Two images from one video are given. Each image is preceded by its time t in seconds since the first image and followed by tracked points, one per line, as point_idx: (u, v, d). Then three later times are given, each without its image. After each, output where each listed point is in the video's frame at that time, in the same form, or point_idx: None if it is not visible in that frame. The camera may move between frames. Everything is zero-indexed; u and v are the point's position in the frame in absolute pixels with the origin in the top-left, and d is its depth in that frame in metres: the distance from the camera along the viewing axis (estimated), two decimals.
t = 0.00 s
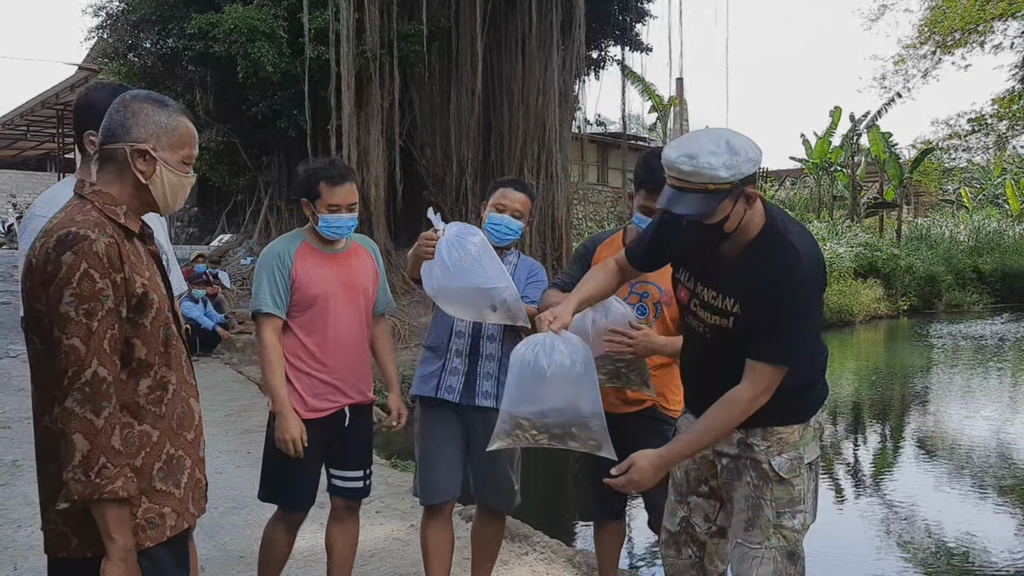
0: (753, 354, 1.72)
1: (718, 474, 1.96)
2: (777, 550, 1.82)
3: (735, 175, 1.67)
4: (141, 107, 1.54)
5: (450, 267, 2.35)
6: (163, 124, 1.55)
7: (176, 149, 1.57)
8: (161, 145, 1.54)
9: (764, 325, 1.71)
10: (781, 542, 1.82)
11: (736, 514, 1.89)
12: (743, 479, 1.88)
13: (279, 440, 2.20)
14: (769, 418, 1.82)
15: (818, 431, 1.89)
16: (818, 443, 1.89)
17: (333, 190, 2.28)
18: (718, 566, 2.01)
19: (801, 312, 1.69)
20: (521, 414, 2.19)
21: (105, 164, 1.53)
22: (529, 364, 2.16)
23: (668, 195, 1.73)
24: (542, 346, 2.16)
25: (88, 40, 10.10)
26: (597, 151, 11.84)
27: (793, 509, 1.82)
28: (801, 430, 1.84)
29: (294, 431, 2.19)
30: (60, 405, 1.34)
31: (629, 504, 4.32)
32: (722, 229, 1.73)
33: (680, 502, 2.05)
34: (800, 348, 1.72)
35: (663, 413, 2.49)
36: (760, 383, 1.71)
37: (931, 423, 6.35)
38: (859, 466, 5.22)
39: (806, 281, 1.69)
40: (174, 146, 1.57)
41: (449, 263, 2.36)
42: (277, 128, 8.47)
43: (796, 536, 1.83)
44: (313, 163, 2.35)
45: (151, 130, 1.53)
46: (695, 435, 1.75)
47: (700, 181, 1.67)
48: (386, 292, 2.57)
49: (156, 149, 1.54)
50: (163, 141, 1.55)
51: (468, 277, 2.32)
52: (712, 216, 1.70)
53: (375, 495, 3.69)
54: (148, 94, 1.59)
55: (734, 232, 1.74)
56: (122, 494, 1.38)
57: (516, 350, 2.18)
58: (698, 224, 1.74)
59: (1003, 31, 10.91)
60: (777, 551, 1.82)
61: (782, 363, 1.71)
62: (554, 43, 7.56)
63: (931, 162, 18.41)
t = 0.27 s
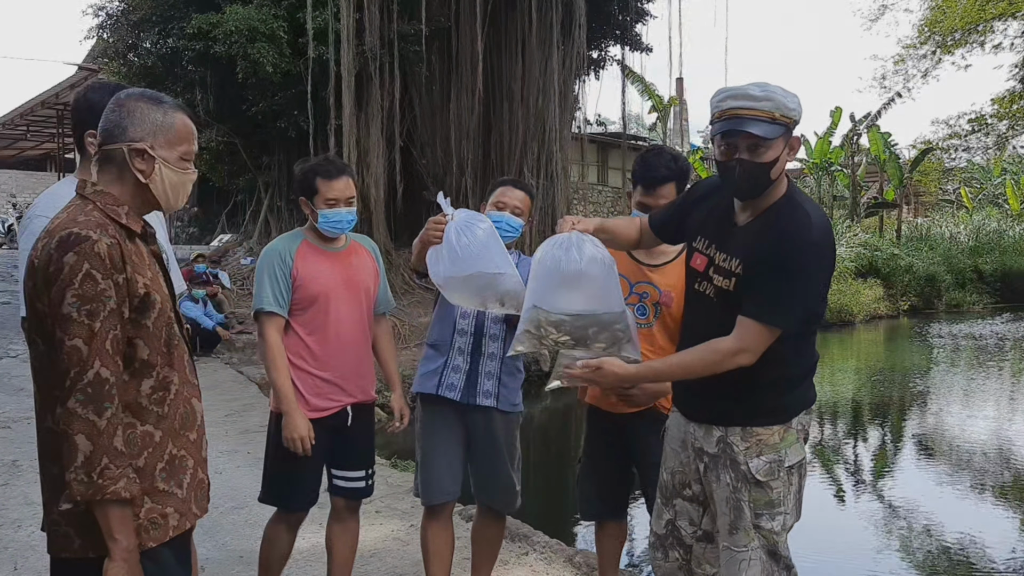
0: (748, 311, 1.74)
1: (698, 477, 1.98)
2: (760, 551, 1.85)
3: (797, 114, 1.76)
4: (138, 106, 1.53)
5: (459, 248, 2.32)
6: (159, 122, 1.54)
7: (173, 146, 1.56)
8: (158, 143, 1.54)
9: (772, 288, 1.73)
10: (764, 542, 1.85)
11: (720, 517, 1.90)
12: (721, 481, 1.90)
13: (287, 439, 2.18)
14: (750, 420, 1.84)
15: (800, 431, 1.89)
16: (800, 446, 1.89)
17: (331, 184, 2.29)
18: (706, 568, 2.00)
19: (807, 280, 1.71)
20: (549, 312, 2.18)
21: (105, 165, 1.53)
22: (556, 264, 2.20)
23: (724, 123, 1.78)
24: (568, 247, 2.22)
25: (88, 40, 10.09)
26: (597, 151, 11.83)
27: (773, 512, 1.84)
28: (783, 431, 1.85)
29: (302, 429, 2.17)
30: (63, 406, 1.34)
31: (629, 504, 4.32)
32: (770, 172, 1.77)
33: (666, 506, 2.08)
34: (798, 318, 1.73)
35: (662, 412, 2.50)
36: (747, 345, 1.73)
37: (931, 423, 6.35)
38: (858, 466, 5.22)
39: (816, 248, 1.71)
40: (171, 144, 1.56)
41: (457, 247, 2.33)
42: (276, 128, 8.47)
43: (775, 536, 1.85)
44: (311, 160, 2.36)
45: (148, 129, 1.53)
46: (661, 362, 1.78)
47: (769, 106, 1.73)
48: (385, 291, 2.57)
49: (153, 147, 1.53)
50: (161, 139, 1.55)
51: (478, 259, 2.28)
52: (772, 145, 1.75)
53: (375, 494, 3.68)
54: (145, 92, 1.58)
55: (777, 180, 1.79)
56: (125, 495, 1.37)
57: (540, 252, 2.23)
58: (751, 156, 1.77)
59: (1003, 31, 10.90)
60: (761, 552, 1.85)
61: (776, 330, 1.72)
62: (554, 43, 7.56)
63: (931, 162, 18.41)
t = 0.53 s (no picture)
0: (750, 289, 1.73)
1: (693, 477, 1.97)
2: (760, 549, 1.84)
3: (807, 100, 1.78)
4: (131, 105, 1.50)
5: (462, 239, 2.27)
6: (154, 119, 1.52)
7: (169, 143, 1.54)
8: (153, 140, 1.52)
9: (779, 269, 1.72)
10: (762, 542, 1.83)
11: (720, 517, 1.90)
12: (717, 482, 1.89)
13: (276, 440, 2.16)
14: (742, 422, 1.82)
15: (792, 429, 1.87)
16: (794, 445, 1.87)
17: (324, 178, 2.29)
18: (704, 569, 2.02)
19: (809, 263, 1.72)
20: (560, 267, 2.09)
21: (102, 164, 1.51)
22: (567, 218, 2.14)
23: (737, 105, 1.79)
24: (578, 200, 2.15)
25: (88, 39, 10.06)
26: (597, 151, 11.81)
27: (769, 512, 1.83)
28: (776, 431, 1.83)
29: (291, 430, 2.16)
30: (62, 407, 1.32)
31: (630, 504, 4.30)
32: (781, 157, 1.78)
33: (661, 510, 2.06)
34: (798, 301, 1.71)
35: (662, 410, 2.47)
36: (747, 325, 1.70)
37: (933, 423, 6.33)
38: (860, 466, 5.20)
39: (820, 233, 1.73)
40: (167, 140, 1.54)
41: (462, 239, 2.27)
42: (276, 127, 8.45)
43: (772, 535, 1.83)
44: (304, 158, 2.36)
45: (142, 127, 1.50)
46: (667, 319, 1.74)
47: (781, 90, 1.75)
48: (383, 292, 2.54)
49: (148, 144, 1.51)
50: (156, 136, 1.52)
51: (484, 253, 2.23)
52: (785, 127, 1.77)
53: (375, 495, 3.66)
54: (138, 89, 1.55)
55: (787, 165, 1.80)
56: (124, 495, 1.35)
57: (549, 205, 2.18)
58: (764, 137, 1.78)
59: (1005, 30, 10.88)
60: (760, 551, 1.84)
61: (778, 312, 1.70)
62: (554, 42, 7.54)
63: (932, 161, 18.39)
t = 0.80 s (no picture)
0: (745, 285, 1.76)
1: (687, 476, 2.00)
2: (755, 547, 1.87)
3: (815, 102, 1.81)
4: (129, 105, 1.53)
5: (466, 229, 2.22)
6: (152, 118, 1.54)
7: (168, 142, 1.56)
8: (153, 140, 1.54)
9: (775, 267, 1.75)
10: (756, 540, 1.87)
11: (713, 516, 1.92)
12: (710, 481, 1.91)
13: (267, 439, 2.21)
14: (730, 419, 1.85)
15: (783, 429, 1.91)
16: (785, 444, 1.90)
17: (318, 176, 2.33)
18: (703, 566, 2.04)
19: (804, 261, 1.75)
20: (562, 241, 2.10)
21: (103, 165, 1.54)
22: (565, 195, 2.15)
23: (747, 106, 1.82)
24: (579, 176, 2.16)
25: (89, 40, 10.09)
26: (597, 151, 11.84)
27: (762, 510, 1.86)
28: (767, 431, 1.87)
29: (283, 430, 2.20)
30: (64, 405, 1.35)
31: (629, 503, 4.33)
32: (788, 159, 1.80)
33: (657, 508, 2.09)
34: (792, 299, 1.75)
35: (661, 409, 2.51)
36: (741, 321, 1.74)
37: (931, 423, 6.36)
38: (858, 466, 5.22)
39: (816, 233, 1.77)
40: (166, 139, 1.56)
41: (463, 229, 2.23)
42: (277, 128, 8.49)
43: (765, 533, 1.87)
44: (297, 158, 2.39)
45: (141, 127, 1.53)
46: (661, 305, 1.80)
47: (792, 92, 1.77)
48: (380, 293, 2.56)
49: (148, 144, 1.53)
50: (155, 135, 1.54)
51: (487, 244, 2.20)
52: (792, 129, 1.79)
53: (375, 495, 3.69)
54: (136, 89, 1.57)
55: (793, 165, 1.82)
56: (125, 494, 1.38)
57: (549, 184, 2.21)
58: (771, 138, 1.82)
59: (1003, 31, 10.91)
60: (755, 548, 1.87)
61: (772, 311, 1.73)
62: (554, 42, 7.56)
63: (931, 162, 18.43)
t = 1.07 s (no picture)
0: (739, 286, 1.76)
1: (684, 474, 2.00)
2: (751, 546, 1.87)
3: (807, 121, 1.76)
4: (127, 104, 1.53)
5: (461, 212, 2.20)
6: (151, 117, 1.54)
7: (166, 141, 1.56)
8: (151, 139, 1.54)
9: (765, 268, 1.76)
10: (752, 539, 1.87)
11: (709, 514, 1.92)
12: (706, 480, 1.92)
13: (266, 439, 2.22)
14: (726, 417, 1.86)
15: (780, 430, 1.91)
16: (781, 444, 1.90)
17: (310, 176, 2.35)
18: (703, 565, 2.03)
19: (798, 266, 1.75)
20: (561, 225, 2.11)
21: (102, 165, 1.54)
22: (558, 182, 2.18)
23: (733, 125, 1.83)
24: (571, 164, 2.19)
25: (89, 40, 10.10)
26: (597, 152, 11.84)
27: (757, 510, 1.86)
28: (762, 431, 1.86)
29: (281, 430, 2.21)
30: (63, 405, 1.34)
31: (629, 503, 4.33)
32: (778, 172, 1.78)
33: (657, 506, 2.09)
34: (784, 303, 1.75)
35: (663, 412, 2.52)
36: (730, 320, 1.74)
37: (931, 423, 6.36)
38: (858, 466, 5.22)
39: (813, 240, 1.77)
40: (165, 139, 1.56)
41: (456, 214, 2.20)
42: (276, 128, 8.52)
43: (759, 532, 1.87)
44: (292, 159, 2.41)
45: (139, 126, 1.52)
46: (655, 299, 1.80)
47: (774, 112, 1.77)
48: (377, 292, 2.56)
49: (146, 144, 1.53)
50: (153, 135, 1.54)
51: (487, 224, 2.18)
52: (776, 148, 1.76)
53: (375, 495, 3.69)
54: (134, 89, 1.57)
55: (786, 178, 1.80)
56: (125, 494, 1.38)
57: (539, 172, 2.25)
58: (755, 153, 1.80)
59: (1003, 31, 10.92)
60: (751, 547, 1.87)
61: (766, 313, 1.74)
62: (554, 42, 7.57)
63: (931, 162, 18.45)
